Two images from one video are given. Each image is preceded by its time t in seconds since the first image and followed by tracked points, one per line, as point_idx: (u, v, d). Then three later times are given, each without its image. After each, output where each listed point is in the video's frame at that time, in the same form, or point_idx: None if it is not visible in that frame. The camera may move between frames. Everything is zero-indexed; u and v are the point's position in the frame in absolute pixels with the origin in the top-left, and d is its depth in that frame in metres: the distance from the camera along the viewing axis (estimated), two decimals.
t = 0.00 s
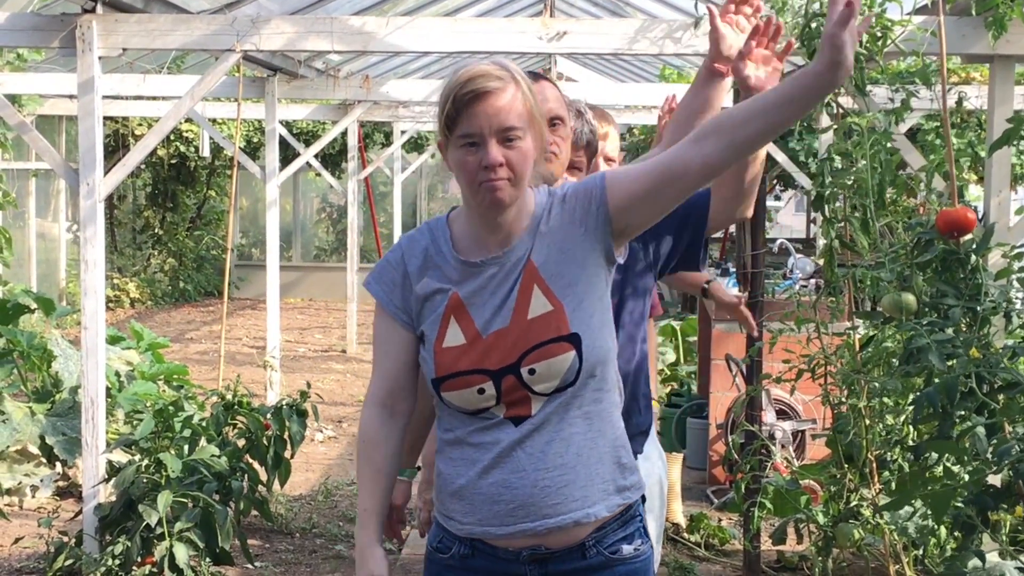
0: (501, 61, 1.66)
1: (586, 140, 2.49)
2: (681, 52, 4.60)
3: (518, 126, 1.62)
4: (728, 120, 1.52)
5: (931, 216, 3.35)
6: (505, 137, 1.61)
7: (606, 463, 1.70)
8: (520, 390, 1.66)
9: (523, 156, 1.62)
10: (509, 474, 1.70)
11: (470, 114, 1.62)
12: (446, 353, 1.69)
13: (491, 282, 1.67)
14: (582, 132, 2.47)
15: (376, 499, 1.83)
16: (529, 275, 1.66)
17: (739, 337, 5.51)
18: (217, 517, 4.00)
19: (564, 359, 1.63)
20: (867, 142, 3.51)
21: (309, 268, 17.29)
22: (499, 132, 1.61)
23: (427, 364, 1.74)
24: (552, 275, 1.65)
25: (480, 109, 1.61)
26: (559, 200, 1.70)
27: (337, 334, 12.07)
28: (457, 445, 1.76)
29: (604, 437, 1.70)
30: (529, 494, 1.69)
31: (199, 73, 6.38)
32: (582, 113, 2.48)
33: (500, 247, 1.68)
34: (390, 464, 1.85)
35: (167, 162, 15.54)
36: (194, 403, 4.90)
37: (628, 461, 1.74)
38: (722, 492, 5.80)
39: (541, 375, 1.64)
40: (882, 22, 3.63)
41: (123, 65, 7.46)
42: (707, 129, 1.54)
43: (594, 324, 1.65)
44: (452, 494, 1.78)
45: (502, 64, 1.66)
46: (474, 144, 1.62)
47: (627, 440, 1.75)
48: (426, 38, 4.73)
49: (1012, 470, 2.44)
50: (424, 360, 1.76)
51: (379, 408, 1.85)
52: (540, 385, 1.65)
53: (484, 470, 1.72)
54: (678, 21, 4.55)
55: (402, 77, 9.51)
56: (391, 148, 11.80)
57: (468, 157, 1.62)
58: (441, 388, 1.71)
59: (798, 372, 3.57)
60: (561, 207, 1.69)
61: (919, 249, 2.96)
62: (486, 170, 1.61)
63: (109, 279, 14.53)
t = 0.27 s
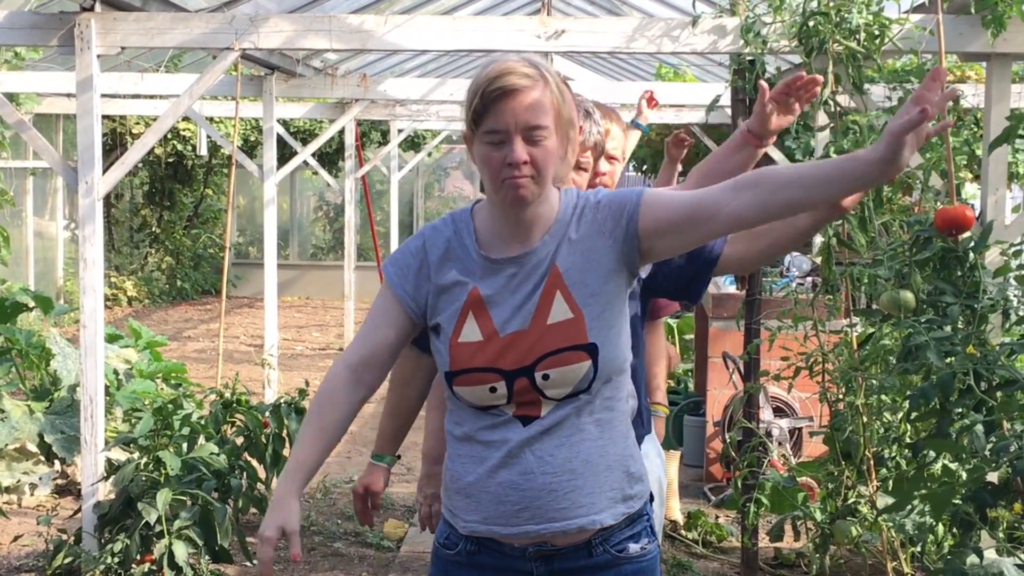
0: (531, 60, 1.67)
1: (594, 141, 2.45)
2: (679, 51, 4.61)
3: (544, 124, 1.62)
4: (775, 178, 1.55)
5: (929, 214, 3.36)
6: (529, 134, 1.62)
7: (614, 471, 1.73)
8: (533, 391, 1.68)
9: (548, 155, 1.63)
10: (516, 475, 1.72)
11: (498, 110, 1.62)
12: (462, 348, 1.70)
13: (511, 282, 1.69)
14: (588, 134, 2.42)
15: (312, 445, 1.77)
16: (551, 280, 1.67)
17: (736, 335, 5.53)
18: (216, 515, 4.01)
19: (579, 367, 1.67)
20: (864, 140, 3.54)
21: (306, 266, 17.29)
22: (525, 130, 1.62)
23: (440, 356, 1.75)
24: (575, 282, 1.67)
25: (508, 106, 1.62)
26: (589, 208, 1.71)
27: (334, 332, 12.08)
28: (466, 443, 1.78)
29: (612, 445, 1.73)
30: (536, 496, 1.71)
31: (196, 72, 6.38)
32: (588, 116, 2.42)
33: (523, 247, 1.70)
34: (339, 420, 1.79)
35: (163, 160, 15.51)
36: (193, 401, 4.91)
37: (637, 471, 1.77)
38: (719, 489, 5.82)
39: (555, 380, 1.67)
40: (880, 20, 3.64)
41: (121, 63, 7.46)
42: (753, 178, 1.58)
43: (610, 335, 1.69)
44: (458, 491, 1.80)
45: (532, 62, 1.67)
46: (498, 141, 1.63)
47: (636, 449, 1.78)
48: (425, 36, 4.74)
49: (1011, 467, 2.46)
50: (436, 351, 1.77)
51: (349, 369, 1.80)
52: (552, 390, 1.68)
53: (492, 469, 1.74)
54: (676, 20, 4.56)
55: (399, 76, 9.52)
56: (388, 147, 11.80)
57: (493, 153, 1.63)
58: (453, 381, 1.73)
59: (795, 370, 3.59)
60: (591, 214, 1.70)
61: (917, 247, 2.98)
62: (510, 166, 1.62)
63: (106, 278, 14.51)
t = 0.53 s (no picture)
0: (554, 60, 1.66)
1: (608, 145, 2.63)
2: (676, 52, 4.61)
3: (564, 125, 1.61)
4: (804, 240, 1.58)
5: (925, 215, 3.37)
6: (549, 136, 1.61)
7: (618, 480, 1.76)
8: (542, 393, 1.69)
9: (567, 158, 1.62)
10: (521, 480, 1.73)
11: (520, 110, 1.61)
12: (474, 343, 1.69)
13: (529, 284, 1.68)
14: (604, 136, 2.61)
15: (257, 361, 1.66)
16: (571, 288, 1.67)
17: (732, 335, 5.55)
18: (214, 515, 4.01)
19: (589, 377, 1.68)
20: (860, 142, 3.55)
21: (302, 267, 17.29)
22: (546, 133, 1.61)
23: (449, 348, 1.73)
24: (594, 292, 1.67)
25: (529, 107, 1.60)
26: (614, 218, 1.71)
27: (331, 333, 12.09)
28: (471, 443, 1.79)
29: (618, 455, 1.76)
30: (539, 500, 1.73)
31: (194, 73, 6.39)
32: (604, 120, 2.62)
33: (542, 250, 1.69)
34: (293, 349, 1.68)
35: (160, 161, 15.50)
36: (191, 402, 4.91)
37: (641, 479, 1.81)
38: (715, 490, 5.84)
39: (564, 387, 1.68)
40: (876, 22, 3.64)
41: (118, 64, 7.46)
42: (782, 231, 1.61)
43: (623, 349, 1.70)
44: (461, 490, 1.81)
45: (555, 63, 1.65)
46: (517, 142, 1.62)
47: (641, 458, 1.81)
48: (422, 37, 4.75)
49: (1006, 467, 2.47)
50: (445, 343, 1.75)
51: (321, 308, 1.70)
52: (560, 397, 1.69)
53: (496, 470, 1.75)
54: (673, 21, 4.57)
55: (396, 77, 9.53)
56: (385, 148, 11.81)
57: (512, 153, 1.62)
58: (462, 375, 1.72)
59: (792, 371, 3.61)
60: (614, 224, 1.70)
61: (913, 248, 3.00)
62: (528, 168, 1.61)
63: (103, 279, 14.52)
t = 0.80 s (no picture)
0: (568, 65, 1.66)
1: (625, 151, 2.82)
2: (671, 56, 4.62)
3: (575, 130, 1.62)
4: (806, 298, 1.57)
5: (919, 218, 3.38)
6: (559, 140, 1.62)
7: (616, 486, 1.77)
8: (544, 397, 1.69)
9: (576, 161, 1.63)
10: (520, 483, 1.74)
11: (531, 113, 1.61)
12: (479, 339, 1.69)
13: (537, 287, 1.69)
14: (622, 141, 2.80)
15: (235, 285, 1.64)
16: (581, 297, 1.68)
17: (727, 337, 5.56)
18: (209, 517, 4.01)
19: (591, 387, 1.69)
20: (855, 146, 3.56)
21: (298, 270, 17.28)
22: (556, 137, 1.62)
23: (453, 341, 1.73)
24: (601, 303, 1.67)
25: (540, 110, 1.61)
26: (628, 233, 1.71)
27: (327, 336, 12.09)
28: (470, 443, 1.79)
29: (616, 462, 1.77)
30: (537, 504, 1.74)
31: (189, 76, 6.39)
32: (623, 131, 2.83)
33: (551, 255, 1.69)
34: (273, 282, 1.66)
35: (156, 164, 15.50)
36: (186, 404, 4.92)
37: (639, 486, 1.82)
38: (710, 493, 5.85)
39: (565, 394, 1.69)
40: (871, 26, 3.65)
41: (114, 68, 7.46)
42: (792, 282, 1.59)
43: (627, 362, 1.71)
44: (458, 492, 1.81)
45: (569, 67, 1.66)
46: (527, 144, 1.62)
47: (640, 465, 1.83)
48: (419, 40, 4.75)
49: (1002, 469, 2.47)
50: (449, 337, 1.75)
51: (319, 252, 1.70)
52: (561, 403, 1.70)
53: (495, 472, 1.76)
54: (668, 25, 4.58)
55: (392, 80, 9.54)
56: (381, 151, 11.82)
57: (521, 156, 1.63)
58: (464, 371, 1.72)
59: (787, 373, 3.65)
60: (626, 237, 1.70)
61: (908, 251, 3.02)
62: (537, 171, 1.61)
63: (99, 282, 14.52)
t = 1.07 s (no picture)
0: (577, 72, 1.65)
1: (645, 160, 2.77)
2: (667, 62, 4.63)
3: (582, 138, 1.60)
4: (798, 359, 1.56)
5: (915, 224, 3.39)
6: (566, 147, 1.60)
7: (614, 495, 1.78)
8: (544, 404, 1.70)
9: (582, 170, 1.61)
10: (518, 490, 1.73)
11: (538, 120, 1.59)
12: (484, 338, 1.69)
13: (545, 294, 1.69)
14: (642, 149, 2.76)
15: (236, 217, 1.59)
16: (589, 308, 1.67)
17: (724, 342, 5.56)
18: (206, 523, 4.02)
19: (592, 399, 1.69)
20: (850, 152, 3.57)
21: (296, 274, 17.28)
22: (563, 144, 1.60)
23: (457, 339, 1.74)
24: (607, 316, 1.67)
25: (547, 116, 1.59)
26: (637, 251, 1.71)
27: (324, 340, 12.10)
28: (470, 446, 1.78)
29: (615, 471, 1.77)
30: (536, 510, 1.73)
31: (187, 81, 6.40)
32: (644, 138, 2.78)
33: (557, 262, 1.69)
34: (280, 228, 1.61)
35: (154, 169, 15.51)
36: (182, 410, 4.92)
37: (637, 494, 1.83)
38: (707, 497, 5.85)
39: (566, 403, 1.69)
40: (866, 33, 3.66)
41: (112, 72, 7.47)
42: (788, 340, 1.58)
43: (630, 377, 1.71)
44: (456, 494, 1.80)
45: (577, 73, 1.64)
46: (533, 151, 1.61)
47: (638, 474, 1.84)
48: (416, 46, 4.76)
49: (998, 476, 2.47)
50: (453, 335, 1.75)
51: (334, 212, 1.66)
52: (560, 411, 1.70)
53: (495, 475, 1.75)
54: (664, 31, 4.59)
55: (389, 85, 9.55)
56: (379, 156, 11.83)
57: (527, 161, 1.61)
58: (466, 369, 1.72)
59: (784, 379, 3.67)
60: (634, 254, 1.70)
61: (904, 257, 3.03)
62: (543, 178, 1.60)
63: (97, 286, 14.54)
